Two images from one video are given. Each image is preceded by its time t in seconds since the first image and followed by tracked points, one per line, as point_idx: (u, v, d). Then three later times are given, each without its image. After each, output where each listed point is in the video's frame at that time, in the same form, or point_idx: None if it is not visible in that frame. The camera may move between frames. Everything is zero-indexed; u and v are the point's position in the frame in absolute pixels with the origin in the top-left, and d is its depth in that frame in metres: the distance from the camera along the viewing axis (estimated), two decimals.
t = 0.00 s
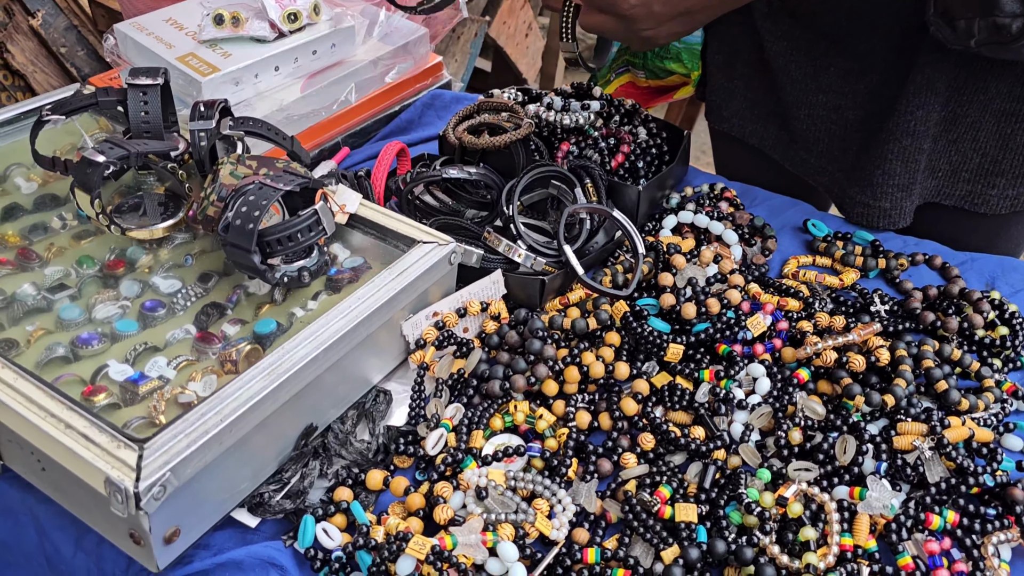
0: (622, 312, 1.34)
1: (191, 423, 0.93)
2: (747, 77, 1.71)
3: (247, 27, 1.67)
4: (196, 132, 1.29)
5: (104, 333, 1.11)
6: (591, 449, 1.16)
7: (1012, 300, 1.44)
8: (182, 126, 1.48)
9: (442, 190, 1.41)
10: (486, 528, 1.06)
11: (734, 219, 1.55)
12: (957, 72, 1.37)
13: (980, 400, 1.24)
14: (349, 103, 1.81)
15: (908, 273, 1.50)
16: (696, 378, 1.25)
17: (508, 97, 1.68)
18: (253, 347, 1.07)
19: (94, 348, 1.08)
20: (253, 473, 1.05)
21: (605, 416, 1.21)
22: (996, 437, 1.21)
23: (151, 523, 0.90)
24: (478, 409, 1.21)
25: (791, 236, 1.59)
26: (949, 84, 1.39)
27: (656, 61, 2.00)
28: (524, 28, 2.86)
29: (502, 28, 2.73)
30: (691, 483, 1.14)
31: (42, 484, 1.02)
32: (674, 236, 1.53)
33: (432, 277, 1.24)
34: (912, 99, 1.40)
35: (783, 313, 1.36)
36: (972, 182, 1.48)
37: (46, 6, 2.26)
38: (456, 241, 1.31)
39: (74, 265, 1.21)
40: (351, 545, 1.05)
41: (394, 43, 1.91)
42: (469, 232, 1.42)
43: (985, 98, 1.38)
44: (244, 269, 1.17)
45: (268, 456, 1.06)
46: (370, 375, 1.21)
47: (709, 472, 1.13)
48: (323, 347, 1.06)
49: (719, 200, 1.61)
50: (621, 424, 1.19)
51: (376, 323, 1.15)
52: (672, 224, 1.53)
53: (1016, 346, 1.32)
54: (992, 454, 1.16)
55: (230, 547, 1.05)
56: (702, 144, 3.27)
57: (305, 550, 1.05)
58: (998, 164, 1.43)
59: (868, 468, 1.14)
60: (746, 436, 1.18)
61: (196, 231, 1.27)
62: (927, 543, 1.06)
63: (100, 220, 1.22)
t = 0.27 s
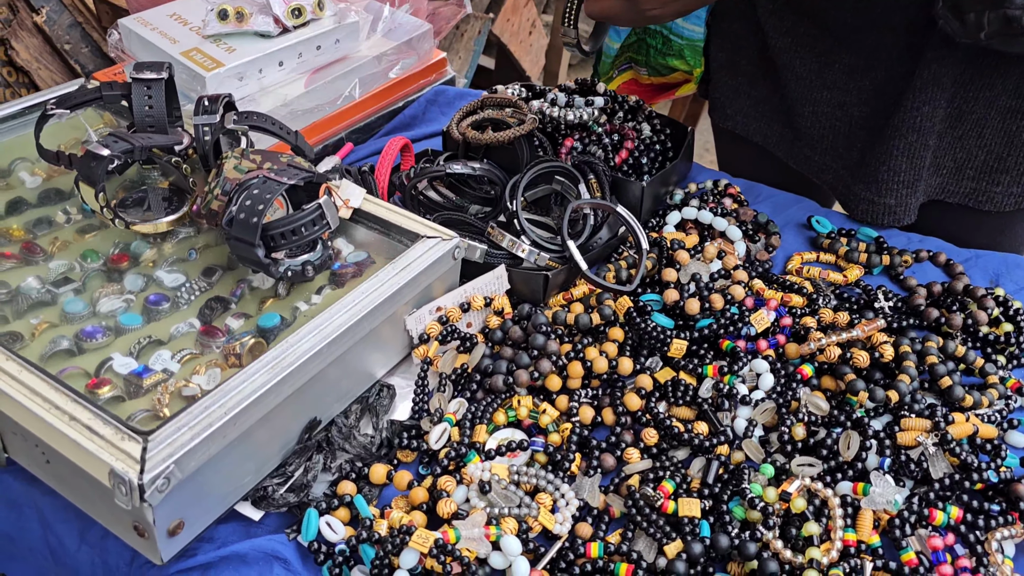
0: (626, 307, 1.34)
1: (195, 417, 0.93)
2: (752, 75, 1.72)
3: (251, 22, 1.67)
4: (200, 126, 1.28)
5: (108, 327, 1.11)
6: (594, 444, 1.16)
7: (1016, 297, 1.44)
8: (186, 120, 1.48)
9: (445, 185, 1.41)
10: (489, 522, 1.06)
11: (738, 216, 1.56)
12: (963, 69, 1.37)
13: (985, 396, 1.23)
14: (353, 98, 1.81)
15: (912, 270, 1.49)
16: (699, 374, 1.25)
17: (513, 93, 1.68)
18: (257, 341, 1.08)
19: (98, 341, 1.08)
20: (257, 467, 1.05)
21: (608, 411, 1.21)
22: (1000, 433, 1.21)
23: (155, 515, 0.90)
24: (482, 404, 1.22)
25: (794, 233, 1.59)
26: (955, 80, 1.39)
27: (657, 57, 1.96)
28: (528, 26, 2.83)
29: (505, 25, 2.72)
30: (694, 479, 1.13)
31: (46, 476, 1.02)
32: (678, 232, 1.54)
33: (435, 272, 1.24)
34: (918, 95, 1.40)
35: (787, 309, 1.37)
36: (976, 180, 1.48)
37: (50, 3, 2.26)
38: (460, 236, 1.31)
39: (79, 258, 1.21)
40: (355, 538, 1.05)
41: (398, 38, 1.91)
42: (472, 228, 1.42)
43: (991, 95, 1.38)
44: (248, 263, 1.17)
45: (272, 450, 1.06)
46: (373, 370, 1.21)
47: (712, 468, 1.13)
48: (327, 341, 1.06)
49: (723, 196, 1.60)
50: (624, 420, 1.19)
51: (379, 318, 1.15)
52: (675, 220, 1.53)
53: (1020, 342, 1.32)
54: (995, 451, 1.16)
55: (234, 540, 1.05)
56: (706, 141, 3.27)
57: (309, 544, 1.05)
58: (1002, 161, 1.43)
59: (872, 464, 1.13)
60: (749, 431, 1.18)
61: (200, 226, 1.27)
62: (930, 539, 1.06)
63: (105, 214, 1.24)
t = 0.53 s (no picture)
0: (628, 303, 1.34)
1: (200, 409, 0.94)
2: (756, 73, 1.73)
3: (256, 19, 1.67)
4: (206, 121, 1.29)
5: (114, 320, 1.11)
6: (596, 438, 1.17)
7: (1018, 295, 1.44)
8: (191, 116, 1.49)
9: (448, 181, 1.41)
10: (492, 515, 1.07)
11: (740, 213, 1.56)
12: (967, 65, 1.38)
13: (986, 393, 1.24)
14: (357, 95, 1.81)
15: (914, 266, 1.50)
16: (701, 369, 1.26)
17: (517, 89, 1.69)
18: (262, 335, 1.08)
19: (105, 334, 1.09)
20: (262, 459, 1.06)
21: (611, 406, 1.21)
22: (1001, 429, 1.22)
23: (161, 506, 0.90)
24: (485, 399, 1.21)
25: (797, 230, 1.59)
26: (959, 76, 1.39)
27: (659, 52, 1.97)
28: (532, 24, 2.82)
29: (509, 23, 2.72)
30: (696, 473, 1.14)
31: (53, 468, 1.03)
32: (681, 229, 1.54)
33: (439, 267, 1.24)
34: (922, 90, 1.40)
35: (789, 306, 1.38)
36: (978, 177, 1.48)
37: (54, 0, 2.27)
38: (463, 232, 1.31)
39: (85, 253, 1.22)
40: (358, 531, 1.06)
41: (403, 35, 1.91)
42: (476, 224, 1.42)
43: (994, 92, 1.38)
44: (253, 257, 1.17)
45: (276, 443, 1.07)
46: (377, 364, 1.22)
47: (714, 462, 1.13)
48: (331, 334, 1.07)
49: (726, 193, 1.61)
50: (627, 414, 1.20)
51: (383, 312, 1.16)
52: (678, 217, 1.53)
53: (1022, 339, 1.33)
54: (996, 447, 1.16)
55: (239, 532, 1.06)
56: (710, 140, 3.27)
57: (313, 536, 1.06)
58: (1004, 159, 1.44)
59: (873, 458, 1.15)
60: (751, 427, 1.18)
61: (205, 221, 1.28)
62: (931, 533, 1.06)
63: (111, 208, 1.23)
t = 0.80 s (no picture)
0: (630, 301, 1.35)
1: (204, 405, 0.94)
2: (760, 72, 1.74)
3: (260, 17, 1.68)
4: (210, 119, 1.30)
5: (118, 317, 1.12)
6: (598, 436, 1.18)
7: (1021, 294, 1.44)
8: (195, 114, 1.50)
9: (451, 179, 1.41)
10: (494, 513, 1.08)
11: (743, 212, 1.56)
12: (973, 64, 1.38)
13: (987, 392, 1.24)
14: (361, 93, 1.82)
15: (916, 266, 1.50)
16: (703, 367, 1.26)
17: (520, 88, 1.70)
18: (265, 332, 1.09)
19: (109, 330, 1.09)
20: (264, 456, 1.06)
21: (613, 404, 1.21)
22: (1002, 428, 1.22)
23: (164, 501, 0.91)
24: (487, 396, 1.22)
25: (799, 229, 1.59)
26: (966, 74, 1.40)
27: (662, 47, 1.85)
28: (534, 23, 2.84)
29: (512, 21, 2.73)
30: (697, 471, 1.14)
31: (58, 464, 1.03)
32: (683, 227, 1.55)
33: (442, 265, 1.25)
34: (929, 87, 1.40)
35: (791, 305, 1.38)
36: (981, 179, 1.49)
37: None
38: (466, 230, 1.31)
39: (89, 250, 1.23)
40: (361, 527, 1.06)
41: (407, 34, 1.92)
42: (479, 222, 1.42)
43: (1001, 91, 1.39)
44: (256, 254, 1.18)
45: (278, 440, 1.07)
46: (379, 362, 1.22)
47: (715, 461, 1.14)
48: (334, 332, 1.07)
49: (728, 192, 1.61)
50: (628, 412, 1.20)
51: (386, 310, 1.16)
52: (680, 215, 1.54)
53: None
54: (998, 446, 1.16)
55: (242, 528, 1.07)
56: (713, 139, 3.26)
57: (316, 533, 1.07)
58: (1008, 160, 1.44)
59: (874, 457, 1.15)
60: (753, 425, 1.18)
61: (209, 218, 1.28)
62: (931, 532, 1.07)
63: (115, 205, 1.24)
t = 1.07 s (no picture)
0: (634, 303, 1.35)
1: (210, 405, 0.95)
2: (767, 75, 1.74)
3: (265, 18, 1.68)
4: (215, 120, 1.30)
5: (124, 317, 1.12)
6: (601, 437, 1.18)
7: None
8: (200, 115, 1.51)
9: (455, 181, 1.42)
10: (497, 513, 1.08)
11: (746, 213, 1.57)
12: (984, 67, 1.39)
13: (990, 395, 1.24)
14: (365, 94, 1.83)
15: (919, 268, 1.50)
16: (706, 369, 1.27)
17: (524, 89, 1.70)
18: (270, 333, 1.09)
19: (115, 331, 1.10)
20: (269, 456, 1.07)
21: (615, 405, 1.22)
22: (1004, 431, 1.22)
23: (170, 501, 0.92)
24: (490, 397, 1.23)
25: (802, 231, 1.59)
26: (977, 76, 1.40)
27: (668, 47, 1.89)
28: (538, 23, 2.85)
29: (515, 22, 2.73)
30: (700, 473, 1.15)
31: (64, 464, 1.04)
32: (686, 229, 1.54)
33: (445, 266, 1.25)
34: (941, 89, 1.41)
35: (793, 306, 1.38)
36: (988, 182, 1.49)
37: None
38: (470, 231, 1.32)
39: (95, 250, 1.23)
40: (365, 527, 1.07)
41: (411, 35, 1.92)
42: (483, 223, 1.43)
43: (1012, 94, 1.40)
44: (261, 255, 1.19)
45: (283, 440, 1.08)
46: (383, 362, 1.23)
47: (718, 462, 1.14)
48: (339, 333, 1.08)
49: (731, 194, 1.62)
50: (631, 414, 1.21)
51: (390, 311, 1.17)
52: (683, 218, 1.53)
53: None
54: (999, 449, 1.16)
55: (247, 528, 1.07)
56: (715, 139, 3.26)
57: (320, 532, 1.07)
58: (1016, 164, 1.45)
59: (876, 459, 1.15)
60: (755, 427, 1.19)
61: (214, 219, 1.29)
62: (933, 534, 1.07)
63: (121, 206, 1.25)
